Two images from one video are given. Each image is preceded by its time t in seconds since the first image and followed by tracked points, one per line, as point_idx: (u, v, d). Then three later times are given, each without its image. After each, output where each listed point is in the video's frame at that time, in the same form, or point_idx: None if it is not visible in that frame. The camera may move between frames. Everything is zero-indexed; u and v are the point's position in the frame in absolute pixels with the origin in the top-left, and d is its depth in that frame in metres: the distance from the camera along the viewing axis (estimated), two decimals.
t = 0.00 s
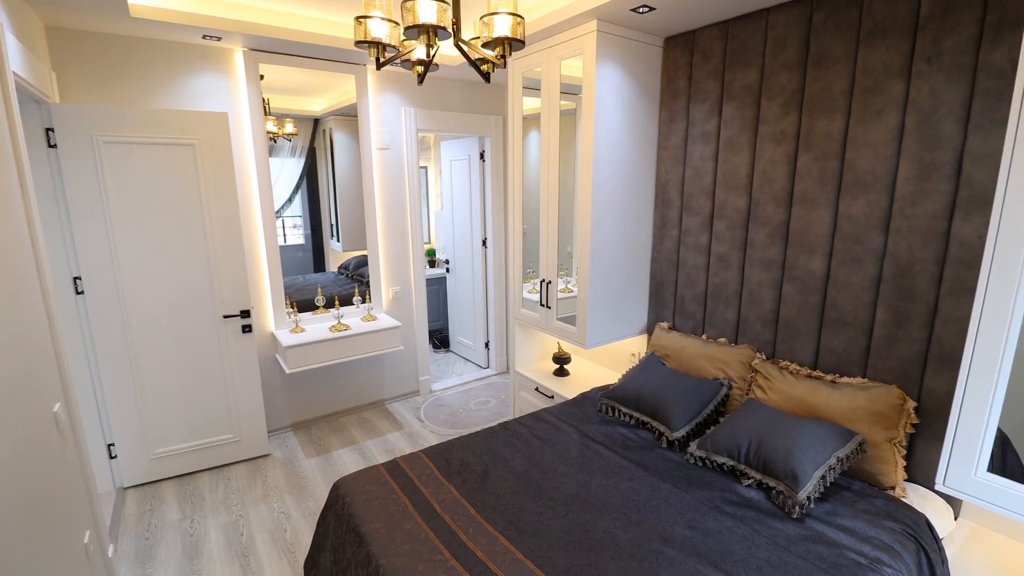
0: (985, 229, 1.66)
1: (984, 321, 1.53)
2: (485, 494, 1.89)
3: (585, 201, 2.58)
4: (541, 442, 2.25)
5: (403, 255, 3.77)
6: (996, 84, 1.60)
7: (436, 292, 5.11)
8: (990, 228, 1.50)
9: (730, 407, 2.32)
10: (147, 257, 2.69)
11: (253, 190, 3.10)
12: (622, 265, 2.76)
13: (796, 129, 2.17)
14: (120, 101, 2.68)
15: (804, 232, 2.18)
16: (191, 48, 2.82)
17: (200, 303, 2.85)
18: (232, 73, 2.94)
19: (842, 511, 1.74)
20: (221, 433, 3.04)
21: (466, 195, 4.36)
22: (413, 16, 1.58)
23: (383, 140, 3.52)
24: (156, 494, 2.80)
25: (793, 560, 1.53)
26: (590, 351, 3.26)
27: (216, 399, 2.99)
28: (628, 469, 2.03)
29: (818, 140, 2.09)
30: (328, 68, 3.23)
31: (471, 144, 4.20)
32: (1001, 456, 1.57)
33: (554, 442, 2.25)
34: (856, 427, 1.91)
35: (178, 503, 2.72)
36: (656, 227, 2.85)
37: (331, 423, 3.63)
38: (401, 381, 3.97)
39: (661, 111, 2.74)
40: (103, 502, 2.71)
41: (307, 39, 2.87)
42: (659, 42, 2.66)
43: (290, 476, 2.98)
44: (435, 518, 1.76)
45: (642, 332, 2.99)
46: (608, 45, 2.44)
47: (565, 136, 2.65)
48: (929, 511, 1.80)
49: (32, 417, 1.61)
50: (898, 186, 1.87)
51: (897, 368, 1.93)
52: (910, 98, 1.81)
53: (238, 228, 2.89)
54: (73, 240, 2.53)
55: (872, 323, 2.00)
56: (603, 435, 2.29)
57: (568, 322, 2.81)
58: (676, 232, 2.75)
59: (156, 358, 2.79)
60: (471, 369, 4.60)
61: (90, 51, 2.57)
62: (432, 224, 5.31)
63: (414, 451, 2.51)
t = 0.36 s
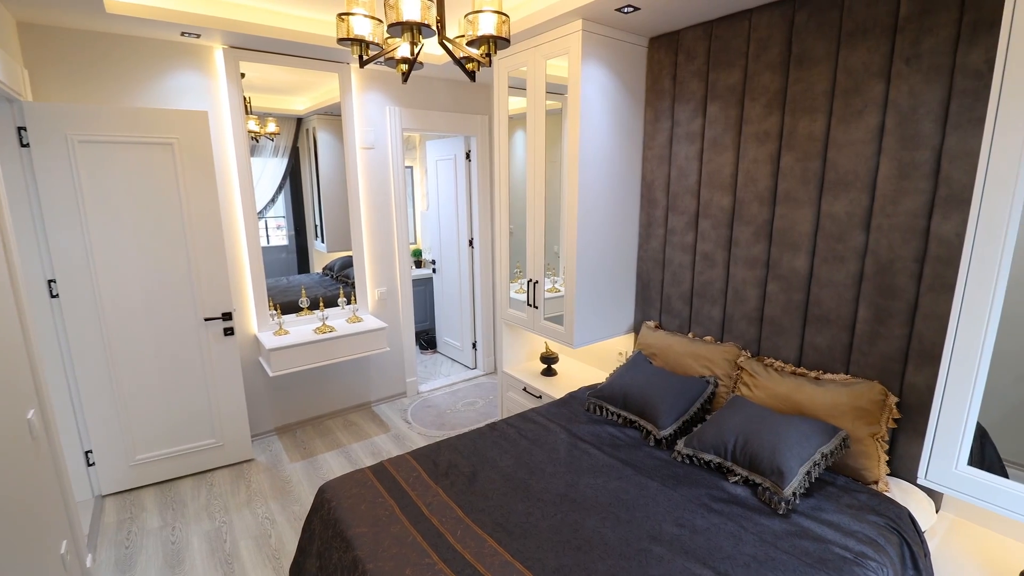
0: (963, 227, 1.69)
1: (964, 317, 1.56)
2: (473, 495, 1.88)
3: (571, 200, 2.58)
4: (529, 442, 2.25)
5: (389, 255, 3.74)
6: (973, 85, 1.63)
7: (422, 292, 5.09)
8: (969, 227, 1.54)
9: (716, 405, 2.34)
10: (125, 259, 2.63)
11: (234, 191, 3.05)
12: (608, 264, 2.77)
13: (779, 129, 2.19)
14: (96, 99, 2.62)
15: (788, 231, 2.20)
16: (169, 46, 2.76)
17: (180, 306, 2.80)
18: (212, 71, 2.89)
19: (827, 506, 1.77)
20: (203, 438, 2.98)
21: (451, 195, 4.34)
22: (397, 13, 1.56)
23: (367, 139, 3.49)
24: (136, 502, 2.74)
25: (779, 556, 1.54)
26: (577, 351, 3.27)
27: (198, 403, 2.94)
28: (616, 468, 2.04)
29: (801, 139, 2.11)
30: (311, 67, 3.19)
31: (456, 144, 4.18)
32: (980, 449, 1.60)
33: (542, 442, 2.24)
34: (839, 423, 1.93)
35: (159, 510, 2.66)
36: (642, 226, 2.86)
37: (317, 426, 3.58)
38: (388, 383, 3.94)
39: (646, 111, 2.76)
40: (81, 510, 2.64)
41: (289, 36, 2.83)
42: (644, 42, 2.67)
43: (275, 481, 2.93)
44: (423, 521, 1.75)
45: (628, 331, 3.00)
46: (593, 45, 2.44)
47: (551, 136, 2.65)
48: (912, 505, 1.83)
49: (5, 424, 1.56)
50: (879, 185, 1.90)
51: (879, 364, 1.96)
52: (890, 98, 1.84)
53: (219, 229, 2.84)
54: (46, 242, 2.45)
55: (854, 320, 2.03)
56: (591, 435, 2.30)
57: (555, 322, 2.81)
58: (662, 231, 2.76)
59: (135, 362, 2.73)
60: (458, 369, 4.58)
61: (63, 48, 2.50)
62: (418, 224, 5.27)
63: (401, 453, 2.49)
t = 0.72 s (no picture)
0: (944, 225, 1.73)
1: (946, 313, 1.59)
2: (463, 496, 1.87)
3: (560, 199, 2.58)
4: (519, 442, 2.24)
5: (377, 256, 3.71)
6: (953, 85, 1.66)
7: (411, 293, 5.06)
8: (950, 225, 1.57)
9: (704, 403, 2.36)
10: (106, 261, 2.57)
11: (218, 191, 3.00)
12: (597, 264, 2.78)
13: (764, 129, 2.22)
14: (74, 98, 2.56)
15: (774, 230, 2.23)
16: (150, 44, 2.71)
17: (163, 308, 2.75)
18: (194, 70, 2.84)
19: (814, 502, 1.79)
20: (187, 442, 2.93)
21: (440, 195, 4.32)
22: (382, 11, 1.55)
23: (354, 139, 3.46)
24: (119, 509, 2.69)
25: (768, 551, 1.56)
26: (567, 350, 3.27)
27: (182, 407, 2.89)
28: (606, 467, 2.04)
29: (786, 139, 2.14)
30: (296, 65, 3.15)
31: (444, 144, 4.17)
32: (962, 442, 1.64)
33: (532, 442, 2.24)
34: (825, 419, 1.96)
35: (142, 517, 2.61)
36: (630, 225, 2.88)
37: (305, 429, 3.55)
38: (376, 385, 3.91)
39: (633, 111, 2.77)
40: (62, 518, 2.58)
41: (273, 35, 2.79)
42: (631, 43, 2.68)
43: (262, 485, 2.89)
44: (412, 523, 1.73)
45: (617, 330, 3.01)
46: (580, 45, 2.44)
47: (539, 136, 2.65)
48: (897, 499, 1.85)
49: None
50: (862, 184, 1.93)
51: (863, 360, 1.99)
52: (872, 99, 1.87)
53: (203, 230, 2.79)
54: (24, 244, 2.40)
55: (839, 317, 2.06)
56: (580, 434, 2.30)
57: (545, 322, 2.81)
58: (650, 230, 2.77)
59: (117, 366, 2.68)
60: (447, 370, 4.56)
61: (40, 45, 2.45)
62: (406, 225, 5.25)
63: (390, 455, 2.47)
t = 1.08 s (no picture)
0: (920, 224, 1.77)
1: (922, 310, 1.63)
2: (450, 498, 1.87)
3: (545, 199, 2.58)
4: (506, 442, 2.25)
5: (361, 257, 3.69)
6: (927, 87, 1.70)
7: (397, 294, 5.03)
8: (925, 226, 1.62)
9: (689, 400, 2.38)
10: (83, 264, 2.52)
11: (199, 192, 2.95)
12: (583, 264, 2.79)
13: (746, 130, 2.25)
14: (48, 96, 2.49)
15: (756, 229, 2.26)
16: (127, 42, 2.65)
17: (143, 311, 2.70)
18: (174, 69, 2.79)
19: (797, 496, 1.82)
20: (169, 448, 2.88)
21: (425, 196, 4.31)
22: (364, 11, 1.54)
23: (337, 139, 3.43)
24: (98, 516, 2.63)
25: (751, 546, 1.58)
26: (553, 350, 3.28)
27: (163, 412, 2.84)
28: (593, 465, 2.05)
29: (767, 140, 2.17)
30: (278, 64, 3.11)
31: (429, 144, 4.16)
32: (939, 437, 1.68)
33: (519, 442, 2.25)
34: (807, 415, 1.99)
35: (123, 524, 2.56)
36: (615, 225, 2.90)
37: (289, 433, 3.51)
38: (362, 387, 3.88)
39: (617, 112, 2.79)
40: (39, 527, 2.52)
41: (255, 33, 2.76)
42: (615, 44, 2.70)
43: (245, 490, 2.85)
44: (399, 525, 1.72)
45: (603, 330, 3.03)
46: (564, 46, 2.45)
47: (524, 137, 2.65)
48: (876, 492, 1.89)
49: None
50: (841, 184, 1.96)
51: (843, 357, 2.03)
52: (850, 100, 1.91)
53: (183, 232, 2.75)
54: None
55: (819, 315, 2.10)
56: (567, 433, 2.31)
57: (531, 322, 2.82)
58: (635, 230, 2.80)
59: (96, 371, 2.62)
60: (434, 372, 4.54)
61: (12, 42, 2.38)
62: (391, 226, 5.22)
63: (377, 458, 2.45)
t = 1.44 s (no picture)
0: (895, 223, 1.81)
1: (897, 306, 1.69)
2: (435, 499, 1.86)
3: (529, 199, 2.59)
4: (491, 442, 2.24)
5: (344, 257, 3.65)
6: (902, 89, 1.74)
7: (380, 295, 5.00)
8: (899, 224, 1.67)
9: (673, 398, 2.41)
10: (55, 266, 2.45)
11: (176, 191, 2.89)
12: (567, 263, 2.80)
13: (727, 131, 2.28)
14: (17, 93, 2.41)
15: (737, 228, 2.29)
16: (100, 37, 2.58)
17: (118, 314, 2.63)
18: (149, 66, 2.73)
19: (778, 491, 1.85)
20: (146, 453, 2.81)
21: (408, 195, 4.28)
22: (345, 8, 1.52)
23: (318, 138, 3.39)
24: (72, 525, 2.56)
25: (734, 540, 1.60)
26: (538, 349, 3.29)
27: (140, 416, 2.77)
28: (578, 464, 2.06)
29: (747, 140, 2.20)
30: (257, 62, 3.06)
31: (412, 143, 4.13)
32: (914, 430, 1.73)
33: (504, 441, 2.24)
34: (788, 411, 2.03)
35: (98, 532, 2.49)
36: (598, 224, 2.91)
37: (271, 436, 3.45)
38: (346, 388, 3.84)
39: (600, 112, 2.80)
40: (9, 538, 2.44)
41: (234, 30, 2.71)
42: (598, 44, 2.72)
43: (226, 495, 2.80)
44: (384, 528, 1.71)
45: (588, 328, 3.04)
46: (547, 45, 2.46)
47: (507, 136, 2.65)
48: (855, 485, 1.94)
49: None
50: (819, 183, 2.00)
51: (823, 353, 2.07)
52: (828, 102, 1.94)
53: (160, 233, 2.69)
54: None
55: (799, 312, 2.13)
56: (552, 432, 2.31)
57: (516, 321, 2.82)
58: (618, 229, 2.81)
59: (69, 376, 2.55)
60: (418, 372, 4.52)
61: None
62: (375, 226, 5.18)
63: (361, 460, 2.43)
